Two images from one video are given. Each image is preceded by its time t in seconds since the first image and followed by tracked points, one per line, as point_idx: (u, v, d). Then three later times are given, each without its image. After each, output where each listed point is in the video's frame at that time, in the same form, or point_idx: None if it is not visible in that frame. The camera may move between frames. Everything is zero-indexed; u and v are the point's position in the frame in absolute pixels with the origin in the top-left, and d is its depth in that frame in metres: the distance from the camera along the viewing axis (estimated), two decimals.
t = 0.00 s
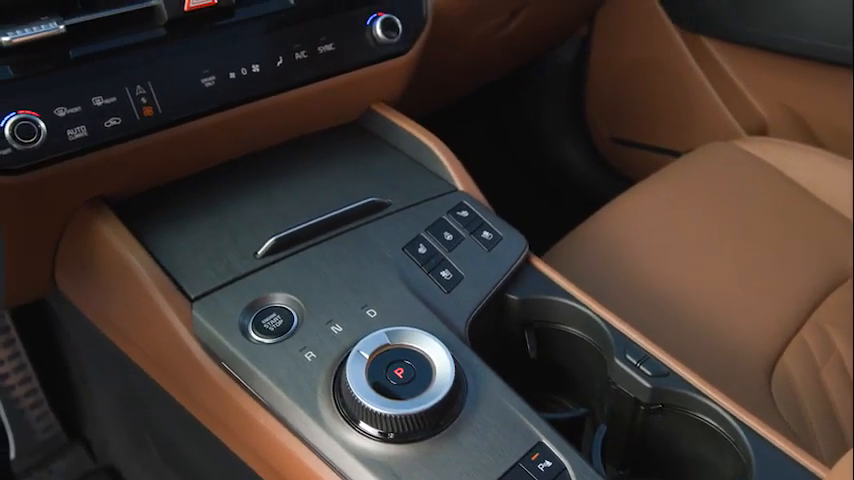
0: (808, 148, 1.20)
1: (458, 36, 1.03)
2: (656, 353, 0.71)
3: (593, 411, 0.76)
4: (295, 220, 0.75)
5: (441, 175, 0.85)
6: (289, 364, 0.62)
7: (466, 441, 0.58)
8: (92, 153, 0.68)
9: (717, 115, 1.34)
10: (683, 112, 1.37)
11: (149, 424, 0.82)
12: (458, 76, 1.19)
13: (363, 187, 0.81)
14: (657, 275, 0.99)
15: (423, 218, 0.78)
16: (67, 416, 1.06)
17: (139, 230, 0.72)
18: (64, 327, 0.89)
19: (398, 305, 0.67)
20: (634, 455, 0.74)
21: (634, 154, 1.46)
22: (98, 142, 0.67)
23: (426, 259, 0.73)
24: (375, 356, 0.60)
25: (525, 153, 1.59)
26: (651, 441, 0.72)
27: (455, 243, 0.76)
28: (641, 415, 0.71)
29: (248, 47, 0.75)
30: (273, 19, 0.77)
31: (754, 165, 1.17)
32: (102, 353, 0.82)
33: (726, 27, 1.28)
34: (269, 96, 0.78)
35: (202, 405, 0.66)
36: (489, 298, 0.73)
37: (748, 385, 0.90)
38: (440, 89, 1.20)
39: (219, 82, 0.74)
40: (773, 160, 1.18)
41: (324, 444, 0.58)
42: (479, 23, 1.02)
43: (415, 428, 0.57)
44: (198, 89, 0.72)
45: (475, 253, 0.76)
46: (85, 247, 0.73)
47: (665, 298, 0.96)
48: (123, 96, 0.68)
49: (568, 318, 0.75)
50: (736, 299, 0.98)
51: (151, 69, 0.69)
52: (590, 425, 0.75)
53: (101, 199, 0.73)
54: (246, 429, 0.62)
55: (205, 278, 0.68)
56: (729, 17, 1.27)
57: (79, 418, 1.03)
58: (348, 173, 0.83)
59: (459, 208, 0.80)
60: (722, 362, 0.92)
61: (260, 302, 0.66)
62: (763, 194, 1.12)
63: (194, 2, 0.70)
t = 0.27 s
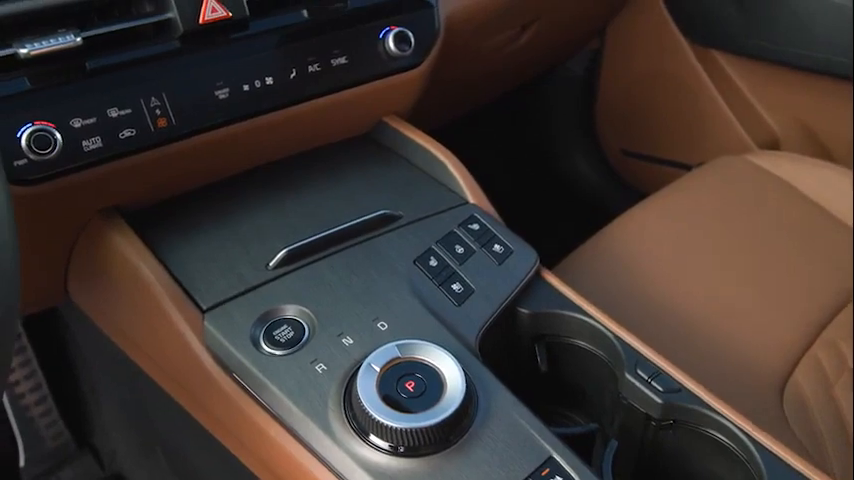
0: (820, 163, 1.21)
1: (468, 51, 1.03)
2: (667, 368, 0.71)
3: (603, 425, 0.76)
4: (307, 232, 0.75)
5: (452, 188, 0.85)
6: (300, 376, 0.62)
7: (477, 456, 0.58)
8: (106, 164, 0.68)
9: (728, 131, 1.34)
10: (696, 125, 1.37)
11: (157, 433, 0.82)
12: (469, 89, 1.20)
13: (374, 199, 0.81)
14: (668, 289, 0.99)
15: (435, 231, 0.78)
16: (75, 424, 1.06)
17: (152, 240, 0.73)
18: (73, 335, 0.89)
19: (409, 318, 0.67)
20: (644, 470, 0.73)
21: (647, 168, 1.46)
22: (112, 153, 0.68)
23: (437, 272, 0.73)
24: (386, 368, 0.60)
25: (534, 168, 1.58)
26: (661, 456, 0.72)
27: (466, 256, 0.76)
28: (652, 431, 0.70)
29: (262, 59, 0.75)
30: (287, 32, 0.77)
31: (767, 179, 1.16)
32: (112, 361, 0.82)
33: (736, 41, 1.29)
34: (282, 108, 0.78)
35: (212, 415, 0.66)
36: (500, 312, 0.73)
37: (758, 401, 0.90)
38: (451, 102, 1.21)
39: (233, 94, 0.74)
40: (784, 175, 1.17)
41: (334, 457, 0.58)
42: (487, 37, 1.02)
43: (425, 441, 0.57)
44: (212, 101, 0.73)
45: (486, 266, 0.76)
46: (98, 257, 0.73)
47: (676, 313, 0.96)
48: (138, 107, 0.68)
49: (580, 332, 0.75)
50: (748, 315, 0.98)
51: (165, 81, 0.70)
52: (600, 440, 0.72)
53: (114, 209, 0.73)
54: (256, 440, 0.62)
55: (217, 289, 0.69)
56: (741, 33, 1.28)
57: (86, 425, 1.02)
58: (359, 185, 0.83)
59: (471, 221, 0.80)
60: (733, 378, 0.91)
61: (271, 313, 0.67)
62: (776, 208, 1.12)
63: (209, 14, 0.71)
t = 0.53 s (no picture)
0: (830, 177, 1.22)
1: (477, 64, 1.03)
2: (678, 383, 0.70)
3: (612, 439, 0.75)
4: (317, 243, 0.75)
5: (462, 200, 0.85)
6: (310, 388, 0.62)
7: (486, 469, 0.58)
8: (118, 175, 0.69)
9: (740, 145, 1.35)
10: (705, 138, 1.37)
11: (166, 442, 0.82)
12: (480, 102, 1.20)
13: (384, 211, 0.81)
14: (678, 302, 0.99)
15: (445, 243, 0.78)
16: (84, 431, 1.06)
17: (164, 250, 0.73)
18: (83, 343, 0.90)
19: (419, 330, 0.67)
20: None
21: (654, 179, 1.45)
22: (124, 164, 0.68)
23: (447, 284, 0.73)
24: (396, 380, 0.60)
25: (542, 178, 1.57)
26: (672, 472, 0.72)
27: (476, 269, 0.76)
28: (662, 446, 0.70)
29: (274, 71, 0.76)
30: (298, 44, 0.77)
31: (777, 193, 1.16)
32: (122, 370, 0.82)
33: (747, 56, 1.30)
34: (293, 120, 0.79)
35: (221, 425, 0.66)
36: (510, 324, 0.73)
37: (769, 416, 0.90)
38: (461, 114, 1.21)
39: (245, 105, 0.74)
40: (794, 188, 1.17)
41: (343, 469, 0.58)
42: (496, 49, 1.02)
43: (434, 454, 0.57)
44: (224, 112, 0.73)
45: (496, 279, 0.76)
46: (110, 267, 0.74)
47: (686, 326, 0.96)
48: (151, 118, 0.69)
49: (590, 346, 0.75)
50: (758, 329, 0.98)
51: (178, 92, 0.70)
52: (610, 454, 0.72)
53: (126, 219, 0.74)
54: (265, 451, 0.62)
55: (227, 299, 0.69)
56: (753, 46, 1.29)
57: (96, 433, 1.02)
58: (370, 196, 0.83)
59: (481, 233, 0.80)
60: (743, 392, 0.91)
61: (281, 324, 0.67)
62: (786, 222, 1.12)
63: (222, 26, 0.72)
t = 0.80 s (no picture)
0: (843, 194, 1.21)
1: (489, 79, 1.03)
2: (690, 400, 0.70)
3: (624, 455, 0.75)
4: (330, 257, 0.76)
5: (475, 214, 0.85)
6: (322, 402, 0.62)
7: None
8: (133, 187, 0.69)
9: (752, 161, 1.34)
10: (716, 154, 1.36)
11: (175, 454, 0.83)
12: (492, 116, 1.20)
13: (397, 225, 0.81)
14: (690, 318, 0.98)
15: (457, 257, 0.78)
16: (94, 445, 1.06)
17: (178, 262, 0.74)
18: (95, 354, 0.90)
19: (431, 345, 0.67)
20: None
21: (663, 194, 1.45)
22: (140, 177, 0.69)
23: (459, 299, 0.73)
24: (408, 395, 0.60)
25: (554, 193, 1.56)
26: None
27: (488, 283, 0.76)
28: (674, 463, 0.70)
29: (289, 85, 0.76)
30: (312, 58, 0.78)
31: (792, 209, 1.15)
32: (133, 381, 0.83)
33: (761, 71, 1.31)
34: (307, 133, 0.79)
35: (231, 438, 0.67)
36: (522, 340, 0.73)
37: (780, 435, 0.89)
38: (474, 128, 1.21)
39: (260, 119, 0.75)
40: (807, 204, 1.16)
41: None
42: (509, 64, 1.02)
43: (445, 470, 0.57)
44: (239, 125, 0.74)
45: (508, 294, 0.76)
46: (123, 278, 0.74)
47: (699, 342, 0.95)
48: (167, 131, 0.70)
49: (601, 362, 0.75)
50: (770, 347, 0.97)
51: (194, 106, 0.71)
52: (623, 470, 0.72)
53: (141, 231, 0.74)
54: (275, 464, 0.62)
55: (240, 312, 0.69)
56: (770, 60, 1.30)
57: (106, 446, 1.02)
58: (382, 210, 0.83)
59: (493, 248, 0.80)
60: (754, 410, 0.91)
61: (293, 337, 0.67)
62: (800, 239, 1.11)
63: (238, 41, 0.73)
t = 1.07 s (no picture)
0: None
1: (498, 91, 1.03)
2: (700, 414, 0.70)
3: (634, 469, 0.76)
4: (340, 267, 0.76)
5: (485, 226, 0.85)
6: (331, 413, 0.62)
7: None
8: (144, 197, 0.70)
9: (763, 172, 1.36)
10: (726, 166, 1.37)
11: (183, 464, 0.83)
12: (502, 128, 1.20)
13: (407, 236, 0.81)
14: (700, 331, 0.98)
15: (467, 269, 0.78)
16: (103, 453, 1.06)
17: (189, 272, 0.74)
18: (104, 363, 0.91)
19: (441, 357, 0.67)
20: None
21: (670, 206, 1.45)
22: (151, 187, 0.69)
23: (468, 311, 0.73)
24: (417, 407, 0.60)
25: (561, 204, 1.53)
26: None
27: (497, 295, 0.76)
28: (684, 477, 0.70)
29: (300, 96, 0.77)
30: (322, 70, 0.78)
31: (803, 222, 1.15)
32: (143, 390, 0.83)
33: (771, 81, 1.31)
34: (318, 144, 0.79)
35: (240, 448, 0.67)
36: (532, 352, 0.73)
37: (791, 450, 0.89)
38: (484, 139, 1.21)
39: (271, 129, 0.75)
40: (818, 217, 1.16)
41: None
42: (518, 76, 1.02)
43: None
44: (251, 136, 0.74)
45: (517, 306, 0.76)
46: (134, 287, 0.74)
47: (708, 355, 0.95)
48: (179, 141, 0.70)
49: (611, 375, 0.74)
50: (780, 360, 0.97)
51: (206, 116, 0.71)
52: None
53: (152, 241, 0.74)
54: (285, 474, 0.63)
55: (250, 322, 0.69)
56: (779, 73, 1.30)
57: (115, 455, 1.03)
58: (392, 221, 0.84)
59: (502, 259, 0.80)
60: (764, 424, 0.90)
61: (303, 348, 0.67)
62: (810, 252, 1.11)
63: (250, 51, 0.73)
